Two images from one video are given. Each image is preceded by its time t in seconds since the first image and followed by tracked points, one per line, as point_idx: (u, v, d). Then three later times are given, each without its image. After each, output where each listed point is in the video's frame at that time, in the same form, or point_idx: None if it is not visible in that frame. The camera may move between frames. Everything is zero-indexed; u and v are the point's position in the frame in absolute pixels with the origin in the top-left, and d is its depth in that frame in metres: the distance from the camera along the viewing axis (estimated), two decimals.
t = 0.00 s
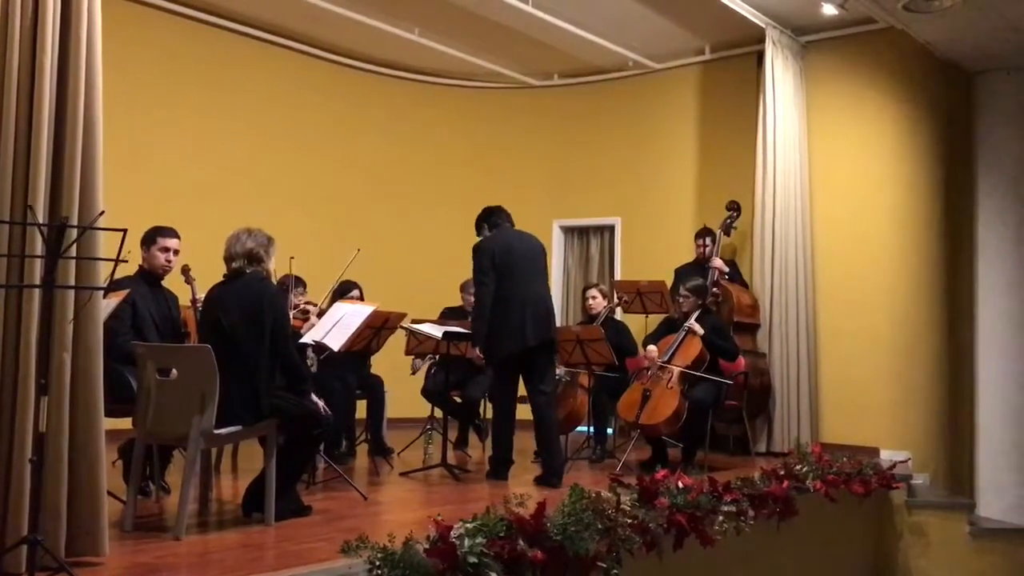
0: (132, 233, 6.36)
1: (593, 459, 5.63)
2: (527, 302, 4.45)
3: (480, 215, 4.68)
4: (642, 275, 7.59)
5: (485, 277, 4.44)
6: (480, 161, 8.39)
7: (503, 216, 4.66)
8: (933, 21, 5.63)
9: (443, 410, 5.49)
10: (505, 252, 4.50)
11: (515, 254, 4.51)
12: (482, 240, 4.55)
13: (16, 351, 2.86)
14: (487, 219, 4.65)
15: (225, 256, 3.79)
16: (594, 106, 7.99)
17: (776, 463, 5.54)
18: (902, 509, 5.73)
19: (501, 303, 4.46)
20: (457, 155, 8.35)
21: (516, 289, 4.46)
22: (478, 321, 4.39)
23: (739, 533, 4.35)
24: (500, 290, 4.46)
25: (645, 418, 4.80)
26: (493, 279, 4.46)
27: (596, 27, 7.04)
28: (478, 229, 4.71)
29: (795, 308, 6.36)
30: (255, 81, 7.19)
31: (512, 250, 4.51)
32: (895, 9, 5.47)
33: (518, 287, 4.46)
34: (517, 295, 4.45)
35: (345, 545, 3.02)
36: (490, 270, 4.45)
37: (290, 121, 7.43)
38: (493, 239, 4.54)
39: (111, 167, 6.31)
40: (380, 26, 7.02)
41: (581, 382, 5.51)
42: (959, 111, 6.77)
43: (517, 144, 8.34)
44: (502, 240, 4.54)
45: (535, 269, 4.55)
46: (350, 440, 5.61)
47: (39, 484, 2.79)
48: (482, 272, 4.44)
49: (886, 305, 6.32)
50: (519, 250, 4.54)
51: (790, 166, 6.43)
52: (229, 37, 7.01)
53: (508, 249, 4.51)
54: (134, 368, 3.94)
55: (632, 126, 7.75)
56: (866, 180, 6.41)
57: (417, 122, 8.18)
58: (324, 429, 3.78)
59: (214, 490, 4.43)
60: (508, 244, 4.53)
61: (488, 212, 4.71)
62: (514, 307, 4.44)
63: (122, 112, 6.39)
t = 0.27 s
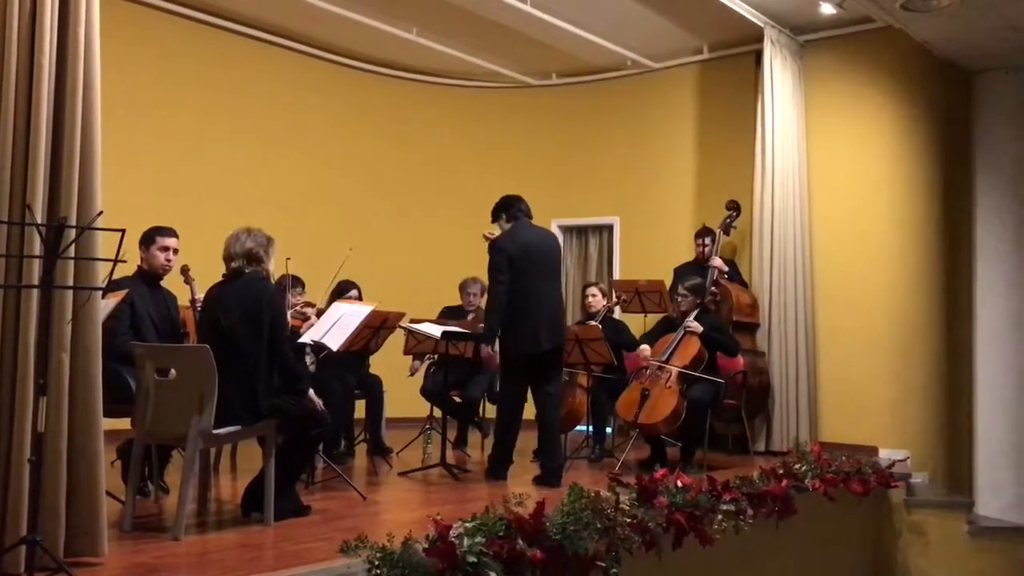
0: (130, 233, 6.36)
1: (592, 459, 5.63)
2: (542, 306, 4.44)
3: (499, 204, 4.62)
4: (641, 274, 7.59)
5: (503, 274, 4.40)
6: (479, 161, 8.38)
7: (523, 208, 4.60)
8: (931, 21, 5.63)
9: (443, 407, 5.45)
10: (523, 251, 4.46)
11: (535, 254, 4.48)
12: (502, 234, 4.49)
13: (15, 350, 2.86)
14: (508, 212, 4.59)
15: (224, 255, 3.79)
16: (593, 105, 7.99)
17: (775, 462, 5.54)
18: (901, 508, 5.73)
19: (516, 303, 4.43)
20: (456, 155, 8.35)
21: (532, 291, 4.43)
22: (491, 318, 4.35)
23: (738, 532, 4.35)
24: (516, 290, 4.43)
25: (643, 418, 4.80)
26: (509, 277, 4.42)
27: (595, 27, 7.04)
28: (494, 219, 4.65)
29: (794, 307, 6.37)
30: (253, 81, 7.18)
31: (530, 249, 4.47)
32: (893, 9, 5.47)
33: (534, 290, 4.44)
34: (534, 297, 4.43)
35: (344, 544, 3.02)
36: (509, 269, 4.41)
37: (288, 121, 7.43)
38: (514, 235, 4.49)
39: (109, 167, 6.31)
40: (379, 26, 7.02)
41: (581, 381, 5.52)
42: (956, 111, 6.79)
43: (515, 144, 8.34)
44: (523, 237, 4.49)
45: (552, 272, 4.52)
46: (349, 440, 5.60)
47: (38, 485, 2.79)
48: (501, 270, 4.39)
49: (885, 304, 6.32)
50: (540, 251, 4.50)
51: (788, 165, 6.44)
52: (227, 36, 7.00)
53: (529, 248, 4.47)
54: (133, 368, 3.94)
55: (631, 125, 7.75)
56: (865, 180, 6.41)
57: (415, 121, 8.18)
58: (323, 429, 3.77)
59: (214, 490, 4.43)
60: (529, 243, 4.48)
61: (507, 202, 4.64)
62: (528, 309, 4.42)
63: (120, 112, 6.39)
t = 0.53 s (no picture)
0: (129, 234, 6.36)
1: (592, 458, 5.62)
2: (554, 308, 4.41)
3: (514, 198, 4.54)
4: (640, 274, 7.59)
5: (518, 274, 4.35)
6: (477, 160, 8.38)
7: (539, 204, 4.54)
8: (929, 19, 5.64)
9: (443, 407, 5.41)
10: (538, 251, 4.38)
11: (551, 254, 4.42)
12: (518, 231, 4.42)
13: (14, 351, 2.85)
14: (524, 206, 4.52)
15: (222, 255, 3.78)
16: (591, 104, 7.99)
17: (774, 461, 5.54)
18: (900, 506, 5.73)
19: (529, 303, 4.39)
20: (455, 154, 8.35)
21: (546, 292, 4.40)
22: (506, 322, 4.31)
23: (738, 531, 4.34)
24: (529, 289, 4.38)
25: (643, 416, 4.80)
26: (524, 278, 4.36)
27: (594, 26, 7.04)
28: (509, 212, 4.57)
29: (793, 306, 6.36)
30: (251, 81, 7.17)
31: (546, 250, 4.40)
32: (891, 7, 5.48)
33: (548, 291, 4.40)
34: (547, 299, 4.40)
35: (344, 544, 3.01)
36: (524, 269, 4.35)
37: (286, 121, 7.42)
38: (531, 233, 4.41)
39: (107, 167, 6.31)
40: (377, 26, 7.02)
41: (580, 379, 5.55)
42: (954, 109, 6.79)
43: (514, 143, 8.33)
44: (540, 235, 4.42)
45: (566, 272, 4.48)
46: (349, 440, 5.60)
47: (38, 485, 2.79)
48: (517, 269, 4.34)
49: (883, 303, 6.32)
50: (556, 250, 4.44)
51: (787, 164, 6.44)
52: (225, 36, 7.00)
53: (545, 247, 4.40)
54: (132, 369, 3.94)
55: (630, 124, 7.74)
56: (863, 180, 6.41)
57: (413, 121, 8.17)
58: (322, 430, 3.77)
59: (213, 491, 4.42)
60: (546, 242, 4.42)
61: (525, 197, 4.56)
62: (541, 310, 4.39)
63: (119, 113, 6.39)
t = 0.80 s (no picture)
0: (128, 234, 6.36)
1: (592, 458, 5.63)
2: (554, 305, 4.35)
3: (518, 194, 4.52)
4: (639, 273, 7.59)
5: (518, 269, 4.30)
6: (476, 160, 8.38)
7: (542, 201, 4.51)
8: (928, 18, 5.64)
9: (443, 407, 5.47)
10: (540, 247, 4.34)
11: (553, 251, 4.37)
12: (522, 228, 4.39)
13: (14, 352, 2.85)
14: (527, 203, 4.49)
15: (221, 255, 3.78)
16: (590, 104, 7.98)
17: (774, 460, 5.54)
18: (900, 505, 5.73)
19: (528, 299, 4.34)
20: (454, 154, 8.35)
21: (546, 289, 4.34)
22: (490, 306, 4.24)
23: (738, 530, 4.34)
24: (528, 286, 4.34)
25: (643, 416, 4.81)
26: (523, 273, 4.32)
27: (592, 26, 7.04)
28: (512, 208, 4.55)
29: (792, 306, 6.37)
30: (250, 81, 7.17)
31: (549, 247, 4.36)
32: (889, 6, 5.48)
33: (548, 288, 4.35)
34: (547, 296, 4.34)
35: (344, 544, 3.01)
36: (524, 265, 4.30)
37: (285, 121, 7.42)
38: (533, 230, 4.38)
39: (106, 168, 6.31)
40: (376, 26, 7.03)
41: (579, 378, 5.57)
42: (953, 108, 6.80)
43: (513, 143, 8.33)
44: (541, 233, 4.38)
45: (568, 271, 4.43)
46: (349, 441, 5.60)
47: (38, 486, 2.79)
48: (516, 264, 4.29)
49: (883, 303, 6.32)
50: (558, 248, 4.39)
51: (786, 164, 6.44)
52: (223, 37, 7.00)
53: (547, 245, 4.36)
54: (132, 369, 3.94)
55: (629, 124, 7.74)
56: (863, 180, 6.41)
57: (412, 121, 8.18)
58: (322, 429, 3.77)
59: (213, 491, 4.43)
60: (548, 239, 4.38)
61: (530, 192, 4.52)
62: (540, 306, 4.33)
63: (118, 113, 6.39)
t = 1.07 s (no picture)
0: (127, 235, 6.36)
1: (591, 458, 5.65)
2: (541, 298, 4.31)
3: (514, 186, 4.47)
4: (638, 273, 7.60)
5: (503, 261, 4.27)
6: (475, 160, 8.38)
7: (537, 192, 4.46)
8: (926, 19, 5.64)
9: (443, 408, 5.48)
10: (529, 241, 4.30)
11: (543, 244, 4.33)
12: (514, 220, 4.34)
13: (12, 353, 2.85)
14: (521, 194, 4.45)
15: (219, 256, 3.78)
16: (589, 104, 7.99)
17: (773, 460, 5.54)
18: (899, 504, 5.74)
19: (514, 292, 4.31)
20: (453, 155, 8.36)
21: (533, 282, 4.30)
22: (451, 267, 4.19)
23: (737, 530, 4.35)
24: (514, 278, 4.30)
25: (642, 416, 4.82)
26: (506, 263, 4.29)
27: (591, 26, 7.04)
28: (509, 200, 4.51)
29: (791, 306, 6.38)
30: (249, 82, 7.18)
31: (539, 240, 4.31)
32: (888, 7, 5.49)
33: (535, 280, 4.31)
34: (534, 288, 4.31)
35: (343, 545, 3.01)
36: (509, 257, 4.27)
37: (283, 121, 7.42)
38: (525, 222, 4.33)
39: (105, 169, 6.31)
40: (374, 27, 7.03)
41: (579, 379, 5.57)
42: (951, 108, 6.80)
43: (512, 143, 8.34)
44: (532, 225, 4.34)
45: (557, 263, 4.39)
46: (347, 442, 5.60)
47: (37, 487, 2.79)
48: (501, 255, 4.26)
49: (881, 303, 6.33)
50: (548, 240, 4.34)
51: (784, 164, 6.45)
52: (221, 37, 7.00)
53: (537, 237, 4.31)
54: (130, 370, 3.94)
55: (627, 124, 7.74)
56: (861, 179, 6.42)
57: (411, 121, 8.18)
58: (321, 430, 3.77)
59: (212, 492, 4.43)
60: (538, 231, 4.33)
61: (527, 184, 4.48)
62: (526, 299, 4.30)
63: (116, 114, 6.39)
